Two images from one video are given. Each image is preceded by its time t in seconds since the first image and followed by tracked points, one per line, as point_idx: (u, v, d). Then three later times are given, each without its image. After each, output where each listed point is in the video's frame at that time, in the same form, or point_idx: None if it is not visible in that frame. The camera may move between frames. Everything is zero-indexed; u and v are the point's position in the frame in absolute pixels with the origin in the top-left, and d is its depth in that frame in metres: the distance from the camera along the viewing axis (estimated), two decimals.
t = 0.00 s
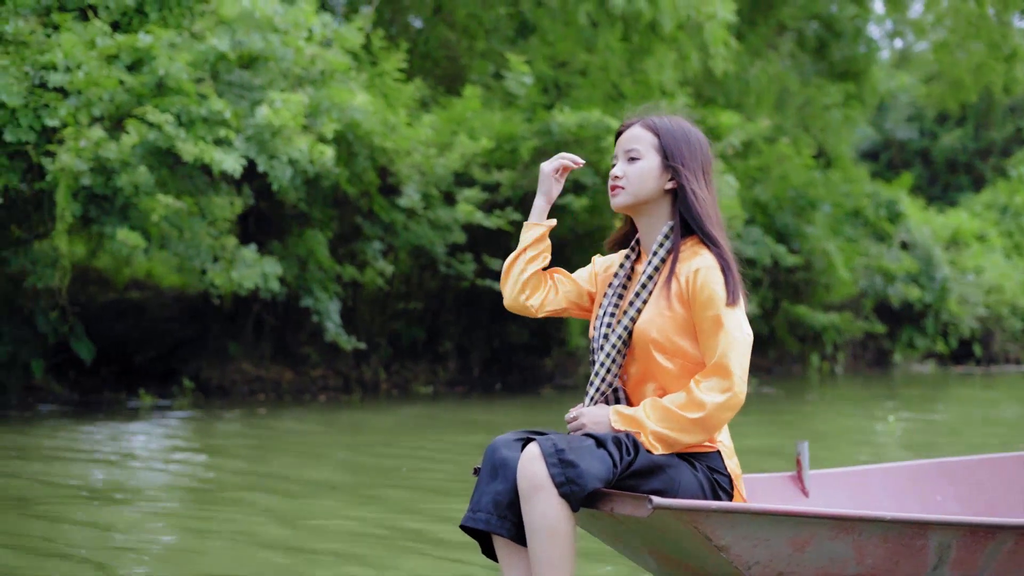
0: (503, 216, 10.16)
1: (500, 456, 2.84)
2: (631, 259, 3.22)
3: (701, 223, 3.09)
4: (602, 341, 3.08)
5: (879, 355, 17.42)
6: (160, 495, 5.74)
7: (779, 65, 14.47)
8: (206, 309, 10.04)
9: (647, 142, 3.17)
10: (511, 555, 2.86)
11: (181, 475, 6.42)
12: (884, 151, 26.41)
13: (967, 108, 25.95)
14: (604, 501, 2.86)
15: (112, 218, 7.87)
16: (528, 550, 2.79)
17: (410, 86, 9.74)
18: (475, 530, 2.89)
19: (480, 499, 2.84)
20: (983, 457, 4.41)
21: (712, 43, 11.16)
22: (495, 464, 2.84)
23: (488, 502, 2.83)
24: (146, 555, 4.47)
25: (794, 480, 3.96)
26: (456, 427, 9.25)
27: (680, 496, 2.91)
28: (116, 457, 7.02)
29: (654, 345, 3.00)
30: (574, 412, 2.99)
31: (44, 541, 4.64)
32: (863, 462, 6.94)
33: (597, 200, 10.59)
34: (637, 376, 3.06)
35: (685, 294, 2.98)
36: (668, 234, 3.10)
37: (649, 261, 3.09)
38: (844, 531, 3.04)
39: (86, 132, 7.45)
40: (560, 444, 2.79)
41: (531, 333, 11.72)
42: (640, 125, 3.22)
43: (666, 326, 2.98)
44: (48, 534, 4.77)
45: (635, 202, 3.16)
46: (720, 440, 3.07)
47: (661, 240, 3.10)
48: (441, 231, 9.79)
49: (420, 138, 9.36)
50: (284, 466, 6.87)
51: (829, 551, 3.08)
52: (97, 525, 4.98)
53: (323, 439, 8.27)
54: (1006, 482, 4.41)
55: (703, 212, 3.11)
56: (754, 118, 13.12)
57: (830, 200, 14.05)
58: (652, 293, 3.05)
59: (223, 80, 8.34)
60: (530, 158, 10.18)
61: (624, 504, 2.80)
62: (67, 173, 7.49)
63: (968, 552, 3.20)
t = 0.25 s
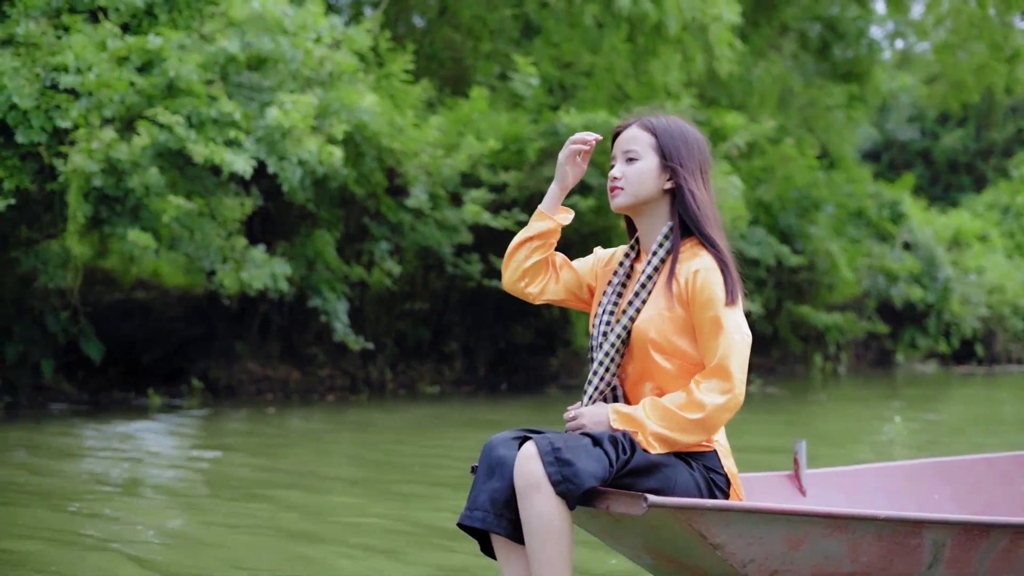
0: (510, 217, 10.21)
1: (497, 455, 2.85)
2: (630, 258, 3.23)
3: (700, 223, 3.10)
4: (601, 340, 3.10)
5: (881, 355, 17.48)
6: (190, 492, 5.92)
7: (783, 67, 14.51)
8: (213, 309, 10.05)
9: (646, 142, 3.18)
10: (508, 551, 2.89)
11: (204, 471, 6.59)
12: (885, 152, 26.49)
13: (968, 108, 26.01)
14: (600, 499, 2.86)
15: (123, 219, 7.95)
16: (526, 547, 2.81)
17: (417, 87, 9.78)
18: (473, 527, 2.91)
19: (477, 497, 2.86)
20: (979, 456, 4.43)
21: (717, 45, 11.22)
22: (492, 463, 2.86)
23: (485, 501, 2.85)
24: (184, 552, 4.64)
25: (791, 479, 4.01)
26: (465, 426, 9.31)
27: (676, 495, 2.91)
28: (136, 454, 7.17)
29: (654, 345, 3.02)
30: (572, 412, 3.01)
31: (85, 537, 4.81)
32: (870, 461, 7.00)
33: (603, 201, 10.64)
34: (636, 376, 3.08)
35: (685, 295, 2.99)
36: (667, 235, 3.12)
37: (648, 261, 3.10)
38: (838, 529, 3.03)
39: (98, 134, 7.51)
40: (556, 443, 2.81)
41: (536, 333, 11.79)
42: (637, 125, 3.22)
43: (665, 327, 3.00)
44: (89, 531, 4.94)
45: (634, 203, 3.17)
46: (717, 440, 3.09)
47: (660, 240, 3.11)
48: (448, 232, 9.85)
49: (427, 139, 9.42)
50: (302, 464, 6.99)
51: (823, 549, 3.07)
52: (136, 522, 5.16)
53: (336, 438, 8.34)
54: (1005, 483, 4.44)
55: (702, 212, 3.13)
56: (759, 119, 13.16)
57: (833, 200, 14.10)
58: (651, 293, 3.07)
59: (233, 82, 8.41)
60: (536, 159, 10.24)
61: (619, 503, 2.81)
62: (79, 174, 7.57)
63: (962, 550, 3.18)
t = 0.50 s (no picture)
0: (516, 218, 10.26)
1: (494, 453, 2.87)
2: (630, 257, 3.23)
3: (700, 223, 3.10)
4: (601, 339, 3.10)
5: (884, 355, 17.53)
6: (220, 489, 5.98)
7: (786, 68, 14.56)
8: (222, 309, 10.15)
9: (646, 142, 3.18)
10: (505, 549, 2.90)
11: (229, 471, 6.63)
12: (887, 152, 26.52)
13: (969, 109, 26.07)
14: (597, 496, 2.90)
15: (134, 220, 8.01)
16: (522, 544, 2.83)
17: (424, 88, 9.83)
18: (469, 525, 2.92)
19: (474, 495, 2.87)
20: (979, 456, 4.42)
21: (722, 46, 11.28)
22: (489, 460, 2.87)
23: (482, 498, 2.86)
24: (218, 548, 4.68)
25: (790, 478, 4.04)
26: (474, 426, 9.37)
27: (672, 494, 2.93)
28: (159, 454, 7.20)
29: (653, 345, 3.02)
30: (572, 411, 3.03)
31: (121, 533, 4.86)
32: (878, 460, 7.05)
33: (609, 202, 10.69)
34: (635, 375, 3.08)
35: (685, 295, 2.99)
36: (667, 234, 3.12)
37: (648, 261, 3.10)
38: (834, 527, 3.02)
39: (110, 136, 7.58)
40: (553, 441, 2.82)
41: (541, 333, 11.88)
42: (637, 125, 3.22)
43: (665, 326, 3.00)
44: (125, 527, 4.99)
45: (634, 203, 3.17)
46: (713, 439, 3.11)
47: (660, 240, 3.11)
48: (455, 232, 9.90)
49: (435, 140, 9.46)
50: (317, 463, 7.06)
51: (818, 546, 3.06)
52: (168, 518, 5.21)
53: (349, 438, 8.39)
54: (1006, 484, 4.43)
55: (703, 213, 3.13)
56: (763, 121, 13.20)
57: (837, 200, 14.15)
58: (650, 292, 3.07)
59: (242, 83, 8.50)
60: (543, 160, 10.29)
61: (616, 500, 2.85)
62: (90, 176, 7.63)
63: (958, 548, 3.16)
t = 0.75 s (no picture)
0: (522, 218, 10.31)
1: (492, 449, 2.87)
2: (630, 256, 3.23)
3: (701, 223, 3.10)
4: (600, 338, 3.10)
5: (887, 355, 17.57)
6: (239, 486, 6.12)
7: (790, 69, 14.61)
8: (230, 309, 10.22)
9: (648, 143, 3.18)
10: (503, 546, 2.89)
11: (245, 467, 6.76)
12: (888, 152, 26.44)
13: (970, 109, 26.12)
14: (593, 494, 2.90)
15: (144, 221, 8.06)
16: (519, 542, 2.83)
17: (431, 89, 9.87)
18: (467, 522, 2.92)
19: (471, 492, 2.87)
20: (977, 454, 4.43)
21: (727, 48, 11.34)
22: (487, 458, 2.87)
23: (479, 495, 2.86)
24: (255, 542, 4.87)
25: (789, 476, 4.10)
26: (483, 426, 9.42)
27: (669, 491, 2.93)
28: (174, 450, 7.33)
29: (653, 344, 3.02)
30: (571, 409, 3.03)
31: (157, 529, 5.02)
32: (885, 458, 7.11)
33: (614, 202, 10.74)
34: (634, 374, 3.08)
35: (685, 295, 2.99)
36: (668, 234, 3.12)
37: (649, 260, 3.10)
38: (832, 525, 3.03)
39: (121, 137, 7.62)
40: (551, 439, 2.83)
41: (547, 333, 11.93)
42: (639, 125, 3.22)
43: (665, 326, 3.00)
44: (158, 523, 5.14)
45: (636, 203, 3.16)
46: (711, 437, 3.10)
47: (661, 240, 3.11)
48: (462, 233, 9.95)
49: (443, 141, 9.52)
50: (331, 462, 7.13)
51: (816, 544, 3.07)
52: (195, 515, 5.36)
53: (361, 437, 8.45)
54: (1009, 483, 4.44)
55: (704, 213, 3.13)
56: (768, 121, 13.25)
57: (840, 201, 14.21)
58: (651, 292, 3.07)
59: (251, 84, 8.56)
60: (549, 161, 10.34)
61: (612, 497, 2.85)
62: (101, 177, 7.67)
63: (954, 546, 3.18)
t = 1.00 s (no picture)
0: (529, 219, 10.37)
1: (491, 448, 2.90)
2: (630, 255, 3.28)
3: (701, 225, 3.14)
4: (600, 337, 3.14)
5: (890, 355, 17.62)
6: (254, 484, 6.25)
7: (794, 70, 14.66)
8: (237, 310, 10.36)
9: (651, 143, 3.21)
10: (498, 545, 2.92)
11: (258, 464, 6.89)
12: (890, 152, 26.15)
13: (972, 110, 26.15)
14: (591, 494, 2.94)
15: (154, 222, 8.11)
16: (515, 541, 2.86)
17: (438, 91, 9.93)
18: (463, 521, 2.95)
19: (469, 490, 2.90)
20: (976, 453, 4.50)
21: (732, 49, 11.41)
22: (485, 456, 2.91)
23: (477, 494, 2.88)
24: (288, 538, 5.00)
25: (788, 475, 4.13)
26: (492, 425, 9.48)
27: (667, 491, 2.96)
28: (185, 449, 7.44)
29: (652, 344, 3.06)
30: (569, 409, 3.07)
31: (181, 525, 5.18)
32: (893, 456, 7.18)
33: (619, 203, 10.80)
34: (633, 373, 3.12)
35: (684, 295, 3.03)
36: (668, 235, 3.16)
37: (649, 261, 3.15)
38: (828, 524, 3.09)
39: (132, 139, 7.66)
40: (549, 439, 2.87)
41: (552, 333, 11.99)
42: (642, 125, 3.26)
43: (664, 326, 3.04)
44: (181, 519, 5.31)
45: (638, 203, 3.20)
46: (709, 437, 3.12)
47: (661, 240, 3.15)
48: (469, 233, 10.01)
49: (450, 142, 9.57)
50: (344, 461, 7.20)
51: (813, 544, 3.11)
52: (219, 512, 5.51)
53: (371, 435, 8.52)
54: (1006, 481, 4.49)
55: (705, 215, 3.17)
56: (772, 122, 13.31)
57: (843, 201, 14.27)
58: (650, 292, 3.11)
59: (260, 86, 8.63)
60: (556, 162, 10.40)
61: (609, 497, 2.89)
62: (112, 179, 7.72)
63: (950, 546, 3.25)
